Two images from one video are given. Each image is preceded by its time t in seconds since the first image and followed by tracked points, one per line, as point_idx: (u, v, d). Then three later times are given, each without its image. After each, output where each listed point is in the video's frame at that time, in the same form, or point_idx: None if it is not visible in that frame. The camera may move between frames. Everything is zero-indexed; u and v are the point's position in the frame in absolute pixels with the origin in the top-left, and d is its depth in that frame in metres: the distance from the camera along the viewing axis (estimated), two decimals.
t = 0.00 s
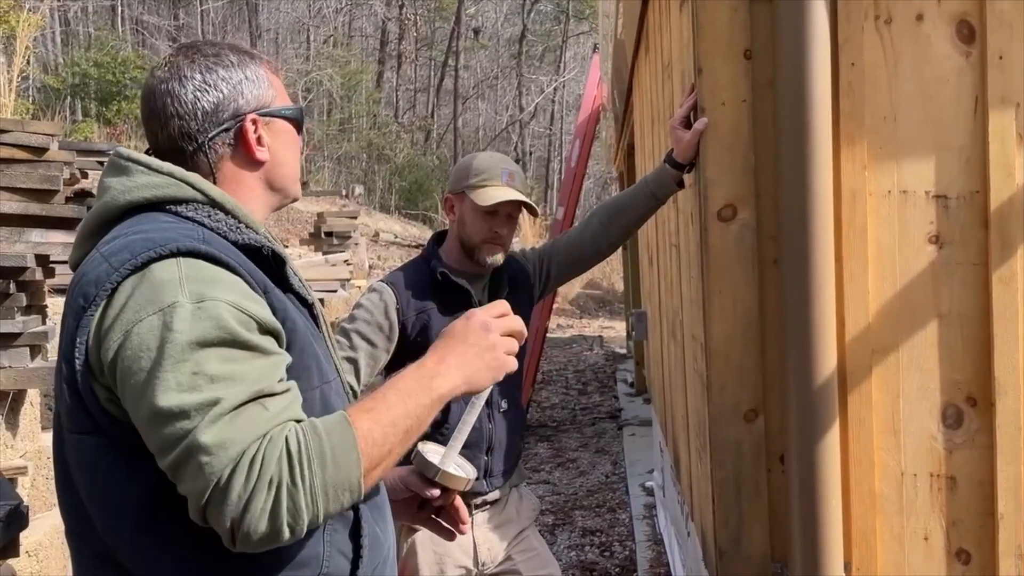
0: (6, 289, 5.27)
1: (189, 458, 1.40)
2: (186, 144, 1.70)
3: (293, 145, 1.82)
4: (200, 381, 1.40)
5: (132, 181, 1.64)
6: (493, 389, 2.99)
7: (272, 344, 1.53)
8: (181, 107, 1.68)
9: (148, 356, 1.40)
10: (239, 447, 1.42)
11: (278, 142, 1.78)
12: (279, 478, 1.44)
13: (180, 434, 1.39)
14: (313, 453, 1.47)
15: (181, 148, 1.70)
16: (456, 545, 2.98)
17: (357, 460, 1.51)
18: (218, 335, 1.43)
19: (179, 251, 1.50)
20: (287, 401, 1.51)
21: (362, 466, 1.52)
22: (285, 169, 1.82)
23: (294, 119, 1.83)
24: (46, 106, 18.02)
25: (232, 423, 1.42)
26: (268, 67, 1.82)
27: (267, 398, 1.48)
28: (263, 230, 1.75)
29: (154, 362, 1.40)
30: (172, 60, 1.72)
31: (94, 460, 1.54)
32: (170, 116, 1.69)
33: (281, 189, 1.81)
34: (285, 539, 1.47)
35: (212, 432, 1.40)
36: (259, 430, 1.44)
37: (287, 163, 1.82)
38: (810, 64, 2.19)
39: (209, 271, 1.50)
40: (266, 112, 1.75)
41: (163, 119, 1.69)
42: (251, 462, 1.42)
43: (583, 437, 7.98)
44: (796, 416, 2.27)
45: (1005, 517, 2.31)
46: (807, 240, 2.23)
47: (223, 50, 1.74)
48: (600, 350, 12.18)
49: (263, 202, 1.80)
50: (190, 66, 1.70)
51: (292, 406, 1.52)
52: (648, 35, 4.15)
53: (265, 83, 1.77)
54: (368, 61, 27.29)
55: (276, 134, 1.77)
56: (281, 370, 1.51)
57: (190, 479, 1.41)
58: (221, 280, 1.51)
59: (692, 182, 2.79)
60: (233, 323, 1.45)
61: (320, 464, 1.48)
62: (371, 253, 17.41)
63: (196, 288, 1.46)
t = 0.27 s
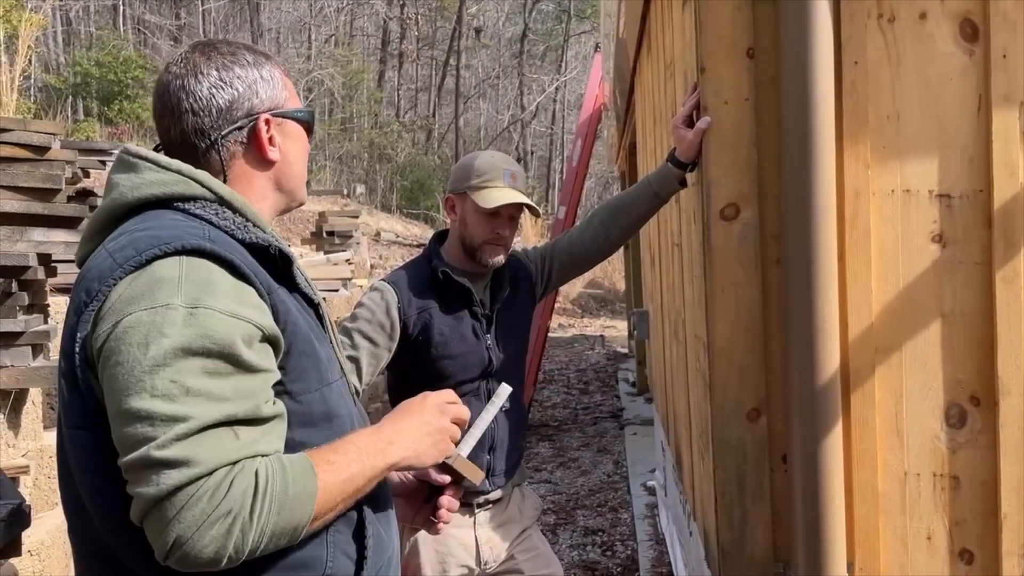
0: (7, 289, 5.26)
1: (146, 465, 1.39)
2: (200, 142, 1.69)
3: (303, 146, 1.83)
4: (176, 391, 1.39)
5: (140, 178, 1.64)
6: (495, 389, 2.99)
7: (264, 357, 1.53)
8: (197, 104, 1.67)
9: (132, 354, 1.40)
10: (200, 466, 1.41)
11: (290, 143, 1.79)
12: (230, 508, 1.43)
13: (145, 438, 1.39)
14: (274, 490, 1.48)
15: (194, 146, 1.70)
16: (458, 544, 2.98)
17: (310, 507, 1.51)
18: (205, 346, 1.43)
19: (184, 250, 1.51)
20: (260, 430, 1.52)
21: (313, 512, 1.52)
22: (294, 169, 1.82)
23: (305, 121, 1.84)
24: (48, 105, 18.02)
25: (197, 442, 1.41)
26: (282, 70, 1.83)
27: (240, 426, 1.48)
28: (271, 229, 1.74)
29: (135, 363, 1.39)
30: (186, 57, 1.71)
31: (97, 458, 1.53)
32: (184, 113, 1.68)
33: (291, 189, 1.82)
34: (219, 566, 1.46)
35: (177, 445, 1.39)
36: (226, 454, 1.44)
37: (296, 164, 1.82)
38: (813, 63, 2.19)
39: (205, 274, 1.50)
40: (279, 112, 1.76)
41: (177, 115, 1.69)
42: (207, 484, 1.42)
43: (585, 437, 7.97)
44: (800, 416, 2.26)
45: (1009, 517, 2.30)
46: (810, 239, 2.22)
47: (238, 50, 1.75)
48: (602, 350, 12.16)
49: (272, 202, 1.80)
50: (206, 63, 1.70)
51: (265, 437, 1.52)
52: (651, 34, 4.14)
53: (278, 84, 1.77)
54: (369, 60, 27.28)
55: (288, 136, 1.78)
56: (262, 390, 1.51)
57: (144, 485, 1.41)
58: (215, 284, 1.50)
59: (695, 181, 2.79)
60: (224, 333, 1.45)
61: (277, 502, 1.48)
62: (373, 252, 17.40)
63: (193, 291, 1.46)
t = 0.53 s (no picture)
0: (9, 288, 5.24)
1: (158, 463, 1.39)
2: (208, 136, 1.69)
3: (309, 150, 1.83)
4: (188, 386, 1.39)
5: (144, 177, 1.64)
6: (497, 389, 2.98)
7: (271, 354, 1.53)
8: (209, 98, 1.68)
9: (141, 351, 1.39)
10: (216, 463, 1.41)
11: (296, 145, 1.79)
12: (247, 504, 1.44)
13: (156, 436, 1.38)
14: (290, 487, 1.49)
15: (202, 139, 1.70)
16: (460, 544, 2.98)
17: (321, 505, 1.53)
18: (215, 341, 1.43)
19: (190, 248, 1.51)
20: (270, 428, 1.52)
21: (322, 511, 1.54)
22: (300, 172, 1.82)
23: (312, 127, 1.84)
24: (50, 105, 18.01)
25: (210, 437, 1.41)
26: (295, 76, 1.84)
27: (252, 422, 1.49)
28: (274, 229, 1.74)
29: (145, 358, 1.39)
30: (202, 53, 1.72)
31: (98, 456, 1.53)
32: (195, 105, 1.68)
33: (296, 192, 1.81)
34: (232, 563, 1.46)
35: (193, 441, 1.39)
36: (243, 450, 1.45)
37: (302, 168, 1.82)
38: (816, 63, 2.18)
39: (212, 273, 1.50)
40: (288, 114, 1.76)
41: (187, 107, 1.69)
42: (224, 481, 1.42)
43: (586, 436, 7.97)
44: (802, 416, 2.26)
45: (1012, 517, 2.30)
46: (812, 239, 2.22)
47: (254, 50, 1.76)
48: (603, 349, 12.15)
49: (275, 204, 1.79)
50: (222, 60, 1.71)
51: (274, 437, 1.53)
52: (654, 33, 4.13)
53: (290, 86, 1.78)
54: (371, 60, 27.27)
55: (296, 139, 1.78)
56: (274, 385, 1.51)
57: (156, 484, 1.40)
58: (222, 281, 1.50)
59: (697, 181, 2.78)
60: (233, 329, 1.45)
61: (293, 498, 1.49)
62: (375, 252, 17.39)
63: (201, 288, 1.46)
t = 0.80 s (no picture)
0: (11, 288, 5.23)
1: (168, 461, 1.39)
2: (216, 134, 1.69)
3: (315, 152, 1.84)
4: (197, 385, 1.39)
5: (152, 175, 1.64)
6: (499, 389, 2.99)
7: (279, 354, 1.53)
8: (219, 97, 1.68)
9: (150, 349, 1.39)
10: (226, 460, 1.41)
11: (303, 147, 1.79)
12: (256, 502, 1.44)
13: (166, 435, 1.38)
14: (297, 484, 1.49)
15: (210, 137, 1.69)
16: (462, 543, 2.97)
17: (328, 500, 1.54)
18: (223, 340, 1.43)
19: (196, 248, 1.51)
20: (277, 426, 1.52)
21: (329, 506, 1.55)
22: (306, 174, 1.82)
23: (319, 130, 1.85)
24: (51, 104, 18.03)
25: (220, 436, 1.41)
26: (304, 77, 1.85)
27: (261, 420, 1.49)
28: (280, 229, 1.74)
29: (155, 356, 1.39)
30: (213, 52, 1.73)
31: (105, 455, 1.53)
32: (204, 103, 1.68)
33: (302, 193, 1.81)
34: (240, 560, 1.46)
35: (203, 438, 1.39)
36: (252, 448, 1.45)
37: (308, 170, 1.82)
38: (818, 62, 2.18)
39: (220, 272, 1.50)
40: (296, 116, 1.76)
41: (196, 105, 1.69)
42: (233, 479, 1.42)
43: (588, 436, 7.97)
44: (804, 416, 2.26)
45: (1014, 518, 2.30)
46: (815, 237, 2.22)
47: (265, 52, 1.76)
48: (604, 349, 12.15)
49: (282, 204, 1.79)
50: (232, 59, 1.72)
51: (283, 434, 1.53)
52: (655, 33, 4.13)
53: (299, 89, 1.79)
54: (372, 59, 27.27)
55: (303, 140, 1.78)
56: (282, 384, 1.51)
57: (165, 482, 1.40)
58: (231, 280, 1.50)
59: (699, 181, 2.78)
60: (242, 328, 1.45)
61: (300, 496, 1.49)
62: (376, 251, 17.39)
63: (209, 287, 1.46)
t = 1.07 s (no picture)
0: (14, 287, 5.27)
1: (178, 459, 1.39)
2: (227, 134, 1.69)
3: (323, 155, 1.84)
4: (208, 383, 1.40)
5: (160, 174, 1.64)
6: (501, 387, 2.98)
7: (286, 351, 1.53)
8: (232, 97, 1.68)
9: (160, 348, 1.40)
10: (238, 456, 1.42)
11: (312, 150, 1.79)
12: (270, 496, 1.45)
13: (177, 433, 1.39)
14: (309, 477, 1.50)
15: (221, 136, 1.70)
16: (465, 542, 2.97)
17: (339, 491, 1.55)
18: (233, 338, 1.43)
19: (205, 246, 1.50)
20: (286, 422, 1.52)
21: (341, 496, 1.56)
22: (314, 177, 1.82)
23: (328, 133, 1.85)
24: (54, 103, 18.04)
25: (230, 433, 1.41)
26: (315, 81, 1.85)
27: (271, 415, 1.49)
28: (286, 228, 1.75)
29: (165, 355, 1.39)
30: (227, 51, 1.72)
31: (111, 452, 1.53)
32: (217, 102, 1.68)
33: (309, 195, 1.82)
34: (257, 554, 1.47)
35: (215, 435, 1.39)
36: (263, 444, 1.45)
37: (315, 172, 1.82)
38: (821, 61, 2.18)
39: (229, 271, 1.50)
40: (307, 118, 1.77)
41: (209, 104, 1.69)
42: (246, 474, 1.43)
43: (590, 435, 7.97)
44: (807, 415, 2.26)
45: (1016, 517, 2.30)
46: (818, 236, 2.21)
47: (279, 54, 1.77)
48: (606, 348, 12.15)
49: (288, 206, 1.79)
50: (246, 60, 1.72)
51: (291, 429, 1.53)
52: (657, 32, 4.12)
53: (311, 92, 1.79)
54: (374, 58, 27.26)
55: (310, 143, 1.78)
56: (290, 381, 1.51)
57: (178, 480, 1.40)
58: (240, 278, 1.51)
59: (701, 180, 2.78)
60: (251, 326, 1.46)
61: (312, 488, 1.50)
62: (378, 250, 17.40)
63: (219, 285, 1.46)
